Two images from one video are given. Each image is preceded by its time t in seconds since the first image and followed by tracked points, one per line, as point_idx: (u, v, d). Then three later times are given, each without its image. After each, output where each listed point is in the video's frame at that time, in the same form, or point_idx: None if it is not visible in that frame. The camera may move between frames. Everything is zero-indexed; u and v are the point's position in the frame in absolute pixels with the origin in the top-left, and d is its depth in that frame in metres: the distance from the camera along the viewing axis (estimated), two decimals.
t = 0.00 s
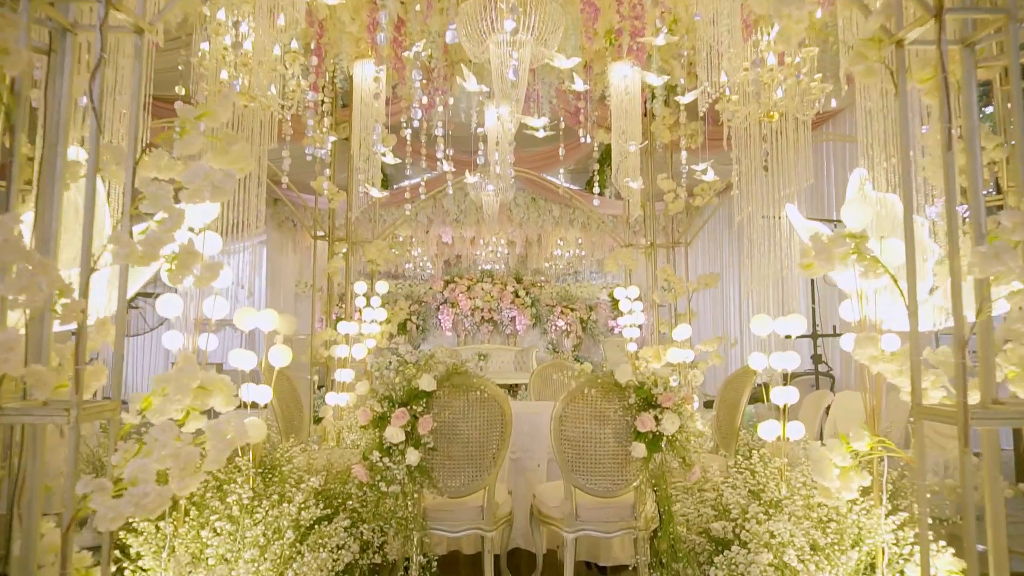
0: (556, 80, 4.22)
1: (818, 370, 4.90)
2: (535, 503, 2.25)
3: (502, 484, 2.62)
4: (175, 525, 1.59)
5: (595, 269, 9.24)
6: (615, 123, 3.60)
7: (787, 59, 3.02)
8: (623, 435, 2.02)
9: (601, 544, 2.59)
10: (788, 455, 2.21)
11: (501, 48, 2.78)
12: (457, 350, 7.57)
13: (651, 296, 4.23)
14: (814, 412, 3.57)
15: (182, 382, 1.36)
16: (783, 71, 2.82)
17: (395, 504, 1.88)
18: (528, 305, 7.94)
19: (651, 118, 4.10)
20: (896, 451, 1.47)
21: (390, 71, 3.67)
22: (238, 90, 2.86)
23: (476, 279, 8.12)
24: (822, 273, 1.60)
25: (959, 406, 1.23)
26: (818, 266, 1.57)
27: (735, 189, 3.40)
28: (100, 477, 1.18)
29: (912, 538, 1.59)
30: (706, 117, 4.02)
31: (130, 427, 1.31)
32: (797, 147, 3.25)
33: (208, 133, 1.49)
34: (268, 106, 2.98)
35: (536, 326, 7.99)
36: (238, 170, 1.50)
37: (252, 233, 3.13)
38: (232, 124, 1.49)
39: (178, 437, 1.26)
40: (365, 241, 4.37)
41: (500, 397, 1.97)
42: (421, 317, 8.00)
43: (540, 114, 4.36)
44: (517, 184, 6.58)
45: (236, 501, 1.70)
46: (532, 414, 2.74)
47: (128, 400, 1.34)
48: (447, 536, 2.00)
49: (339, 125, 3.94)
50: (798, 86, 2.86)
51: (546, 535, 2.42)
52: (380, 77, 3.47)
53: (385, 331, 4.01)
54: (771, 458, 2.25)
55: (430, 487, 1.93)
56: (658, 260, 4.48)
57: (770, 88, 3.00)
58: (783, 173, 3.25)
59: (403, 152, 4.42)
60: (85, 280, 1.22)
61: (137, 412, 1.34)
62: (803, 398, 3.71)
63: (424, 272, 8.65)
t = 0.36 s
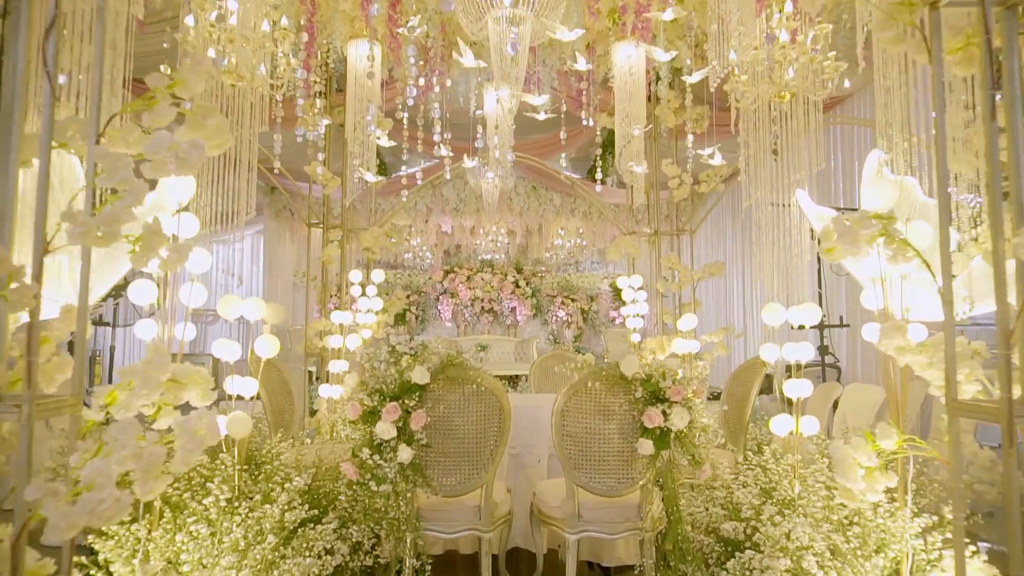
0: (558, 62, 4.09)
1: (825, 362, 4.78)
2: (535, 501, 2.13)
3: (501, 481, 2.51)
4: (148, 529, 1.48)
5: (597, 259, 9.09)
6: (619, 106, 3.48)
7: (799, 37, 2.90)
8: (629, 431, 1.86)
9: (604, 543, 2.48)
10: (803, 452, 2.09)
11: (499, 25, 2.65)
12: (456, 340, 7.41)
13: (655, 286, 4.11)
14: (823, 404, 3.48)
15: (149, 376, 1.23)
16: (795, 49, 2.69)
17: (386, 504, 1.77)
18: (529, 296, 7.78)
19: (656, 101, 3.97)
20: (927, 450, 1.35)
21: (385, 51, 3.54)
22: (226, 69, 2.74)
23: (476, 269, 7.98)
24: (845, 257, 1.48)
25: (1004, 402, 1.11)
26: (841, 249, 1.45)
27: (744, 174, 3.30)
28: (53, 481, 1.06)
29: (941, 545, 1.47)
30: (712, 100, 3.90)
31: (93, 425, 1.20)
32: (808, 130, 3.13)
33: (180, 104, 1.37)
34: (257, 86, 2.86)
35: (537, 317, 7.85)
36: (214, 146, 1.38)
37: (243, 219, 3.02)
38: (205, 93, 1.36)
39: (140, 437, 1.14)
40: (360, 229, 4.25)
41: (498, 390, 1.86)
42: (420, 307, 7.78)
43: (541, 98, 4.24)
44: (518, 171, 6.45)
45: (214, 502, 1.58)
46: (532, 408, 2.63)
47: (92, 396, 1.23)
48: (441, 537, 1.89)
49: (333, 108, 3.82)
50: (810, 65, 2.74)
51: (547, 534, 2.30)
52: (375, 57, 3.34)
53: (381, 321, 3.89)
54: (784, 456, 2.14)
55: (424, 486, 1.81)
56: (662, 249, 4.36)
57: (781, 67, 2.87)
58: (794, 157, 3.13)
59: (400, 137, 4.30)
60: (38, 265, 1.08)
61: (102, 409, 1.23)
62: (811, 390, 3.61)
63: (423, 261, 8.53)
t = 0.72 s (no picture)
0: (559, 50, 3.98)
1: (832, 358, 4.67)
2: (535, 506, 2.02)
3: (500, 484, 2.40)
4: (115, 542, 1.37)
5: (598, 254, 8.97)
6: (622, 95, 3.36)
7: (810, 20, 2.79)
8: (635, 434, 1.75)
9: (607, 550, 2.37)
10: (819, 455, 1.98)
11: (497, 7, 2.54)
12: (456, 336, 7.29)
13: (659, 281, 4.00)
14: (833, 402, 3.36)
15: (109, 378, 1.10)
16: (806, 33, 2.58)
17: (375, 512, 1.65)
18: (530, 291, 7.65)
19: (660, 90, 3.85)
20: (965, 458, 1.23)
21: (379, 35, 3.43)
22: (212, 52, 2.62)
23: (476, 263, 7.85)
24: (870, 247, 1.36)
25: None
26: (867, 238, 1.34)
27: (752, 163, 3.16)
28: None
29: (974, 559, 1.36)
30: (718, 89, 3.78)
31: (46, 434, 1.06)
32: (820, 118, 3.00)
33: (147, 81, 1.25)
34: (245, 72, 2.74)
35: (537, 312, 7.71)
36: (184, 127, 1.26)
37: (232, 211, 2.90)
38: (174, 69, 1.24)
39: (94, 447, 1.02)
40: (356, 221, 4.14)
41: (495, 390, 1.74)
42: (420, 302, 7.68)
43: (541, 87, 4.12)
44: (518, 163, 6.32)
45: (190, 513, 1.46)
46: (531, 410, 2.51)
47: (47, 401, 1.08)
48: (435, 547, 1.77)
49: (327, 96, 3.70)
50: (821, 49, 2.63)
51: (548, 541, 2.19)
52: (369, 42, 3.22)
53: (376, 317, 3.78)
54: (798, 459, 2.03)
55: (416, 493, 1.70)
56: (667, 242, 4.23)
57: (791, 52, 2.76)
58: (804, 146, 3.01)
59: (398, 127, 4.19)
60: None
61: (56, 416, 1.08)
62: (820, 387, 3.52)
63: (422, 256, 8.42)
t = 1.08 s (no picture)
0: (562, 35, 3.87)
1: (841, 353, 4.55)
2: (537, 509, 1.92)
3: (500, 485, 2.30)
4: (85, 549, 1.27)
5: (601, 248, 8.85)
6: (628, 80, 3.26)
7: None
8: (644, 433, 1.64)
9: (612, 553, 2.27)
10: (837, 455, 1.88)
11: None
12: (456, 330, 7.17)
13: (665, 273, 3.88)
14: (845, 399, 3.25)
15: (73, 373, 0.91)
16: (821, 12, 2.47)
17: (368, 517, 1.55)
18: (531, 284, 7.53)
19: (667, 76, 3.74)
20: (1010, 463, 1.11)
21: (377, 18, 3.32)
22: (201, 33, 2.53)
23: (477, 257, 7.73)
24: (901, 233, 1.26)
25: None
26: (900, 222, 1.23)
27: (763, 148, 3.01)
28: None
29: (1014, 571, 1.25)
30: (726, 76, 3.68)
31: None
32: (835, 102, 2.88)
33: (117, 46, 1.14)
34: (237, 53, 2.64)
35: (539, 305, 7.59)
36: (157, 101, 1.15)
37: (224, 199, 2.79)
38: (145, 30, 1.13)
39: (48, 451, 0.90)
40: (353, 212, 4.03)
41: (496, 387, 1.63)
42: (420, 296, 7.57)
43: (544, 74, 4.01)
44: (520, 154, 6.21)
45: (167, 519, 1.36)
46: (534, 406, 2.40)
47: None
48: (432, 552, 1.67)
49: (323, 82, 3.60)
50: (836, 30, 2.53)
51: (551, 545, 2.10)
52: (365, 25, 3.12)
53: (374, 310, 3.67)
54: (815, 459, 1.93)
55: (412, 496, 1.59)
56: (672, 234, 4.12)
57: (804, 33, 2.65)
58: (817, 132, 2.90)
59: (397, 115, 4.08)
60: None
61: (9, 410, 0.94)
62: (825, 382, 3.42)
63: (423, 250, 8.32)
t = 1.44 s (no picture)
0: (565, 19, 3.77)
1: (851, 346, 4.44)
2: (541, 511, 1.82)
3: (502, 485, 2.21)
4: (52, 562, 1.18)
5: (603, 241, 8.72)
6: (635, 64, 3.15)
7: None
8: (657, 433, 1.53)
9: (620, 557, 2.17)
10: (859, 455, 1.78)
11: None
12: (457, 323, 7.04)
13: (672, 264, 3.76)
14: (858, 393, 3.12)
15: (22, 369, 0.80)
16: None
17: (359, 524, 1.46)
18: (533, 277, 7.39)
19: (674, 60, 3.63)
20: None
21: None
22: (188, 11, 2.43)
23: (478, 249, 7.62)
24: (943, 215, 1.19)
25: None
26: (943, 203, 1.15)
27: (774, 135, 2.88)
28: None
29: None
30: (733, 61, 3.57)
31: None
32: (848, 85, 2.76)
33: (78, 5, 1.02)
34: (226, 33, 2.54)
35: (541, 298, 7.46)
36: (125, 72, 1.03)
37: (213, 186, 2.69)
38: None
39: None
40: (350, 201, 3.92)
41: (497, 384, 1.53)
42: (420, 288, 7.44)
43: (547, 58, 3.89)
44: (522, 143, 6.09)
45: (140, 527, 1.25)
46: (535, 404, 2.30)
47: None
48: (429, 560, 1.57)
49: (319, 66, 3.48)
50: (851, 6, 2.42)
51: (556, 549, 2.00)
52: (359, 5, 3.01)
53: (371, 302, 3.56)
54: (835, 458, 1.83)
55: (408, 501, 1.49)
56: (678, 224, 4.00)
57: (819, 11, 2.54)
58: (831, 117, 2.79)
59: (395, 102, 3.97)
60: None
61: None
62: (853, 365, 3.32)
63: (423, 242, 8.21)
